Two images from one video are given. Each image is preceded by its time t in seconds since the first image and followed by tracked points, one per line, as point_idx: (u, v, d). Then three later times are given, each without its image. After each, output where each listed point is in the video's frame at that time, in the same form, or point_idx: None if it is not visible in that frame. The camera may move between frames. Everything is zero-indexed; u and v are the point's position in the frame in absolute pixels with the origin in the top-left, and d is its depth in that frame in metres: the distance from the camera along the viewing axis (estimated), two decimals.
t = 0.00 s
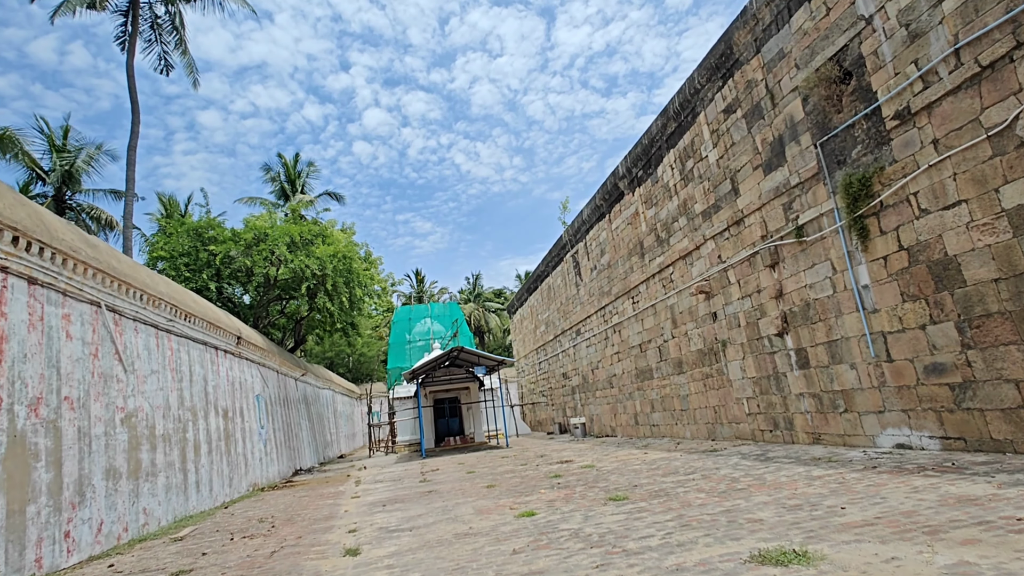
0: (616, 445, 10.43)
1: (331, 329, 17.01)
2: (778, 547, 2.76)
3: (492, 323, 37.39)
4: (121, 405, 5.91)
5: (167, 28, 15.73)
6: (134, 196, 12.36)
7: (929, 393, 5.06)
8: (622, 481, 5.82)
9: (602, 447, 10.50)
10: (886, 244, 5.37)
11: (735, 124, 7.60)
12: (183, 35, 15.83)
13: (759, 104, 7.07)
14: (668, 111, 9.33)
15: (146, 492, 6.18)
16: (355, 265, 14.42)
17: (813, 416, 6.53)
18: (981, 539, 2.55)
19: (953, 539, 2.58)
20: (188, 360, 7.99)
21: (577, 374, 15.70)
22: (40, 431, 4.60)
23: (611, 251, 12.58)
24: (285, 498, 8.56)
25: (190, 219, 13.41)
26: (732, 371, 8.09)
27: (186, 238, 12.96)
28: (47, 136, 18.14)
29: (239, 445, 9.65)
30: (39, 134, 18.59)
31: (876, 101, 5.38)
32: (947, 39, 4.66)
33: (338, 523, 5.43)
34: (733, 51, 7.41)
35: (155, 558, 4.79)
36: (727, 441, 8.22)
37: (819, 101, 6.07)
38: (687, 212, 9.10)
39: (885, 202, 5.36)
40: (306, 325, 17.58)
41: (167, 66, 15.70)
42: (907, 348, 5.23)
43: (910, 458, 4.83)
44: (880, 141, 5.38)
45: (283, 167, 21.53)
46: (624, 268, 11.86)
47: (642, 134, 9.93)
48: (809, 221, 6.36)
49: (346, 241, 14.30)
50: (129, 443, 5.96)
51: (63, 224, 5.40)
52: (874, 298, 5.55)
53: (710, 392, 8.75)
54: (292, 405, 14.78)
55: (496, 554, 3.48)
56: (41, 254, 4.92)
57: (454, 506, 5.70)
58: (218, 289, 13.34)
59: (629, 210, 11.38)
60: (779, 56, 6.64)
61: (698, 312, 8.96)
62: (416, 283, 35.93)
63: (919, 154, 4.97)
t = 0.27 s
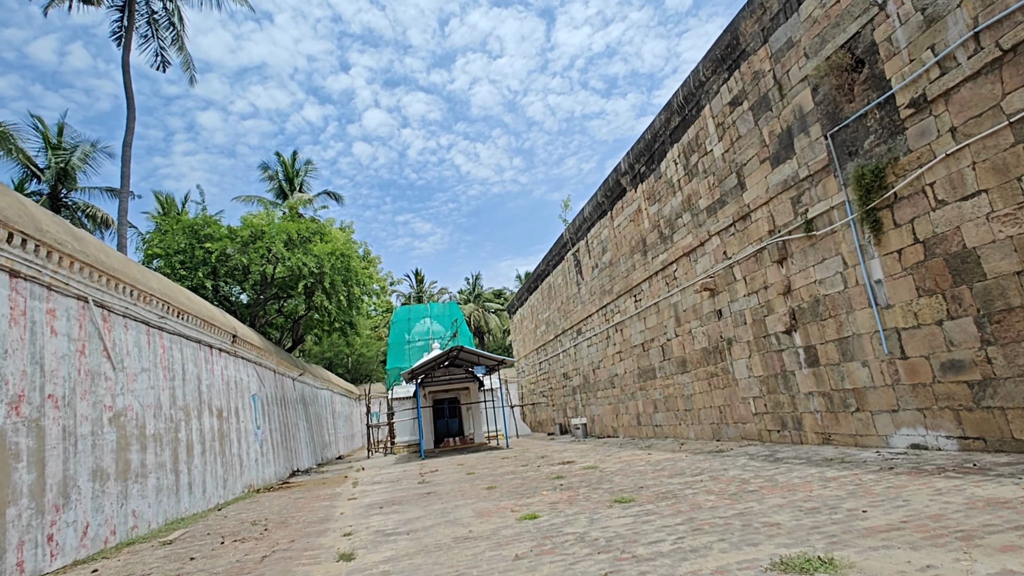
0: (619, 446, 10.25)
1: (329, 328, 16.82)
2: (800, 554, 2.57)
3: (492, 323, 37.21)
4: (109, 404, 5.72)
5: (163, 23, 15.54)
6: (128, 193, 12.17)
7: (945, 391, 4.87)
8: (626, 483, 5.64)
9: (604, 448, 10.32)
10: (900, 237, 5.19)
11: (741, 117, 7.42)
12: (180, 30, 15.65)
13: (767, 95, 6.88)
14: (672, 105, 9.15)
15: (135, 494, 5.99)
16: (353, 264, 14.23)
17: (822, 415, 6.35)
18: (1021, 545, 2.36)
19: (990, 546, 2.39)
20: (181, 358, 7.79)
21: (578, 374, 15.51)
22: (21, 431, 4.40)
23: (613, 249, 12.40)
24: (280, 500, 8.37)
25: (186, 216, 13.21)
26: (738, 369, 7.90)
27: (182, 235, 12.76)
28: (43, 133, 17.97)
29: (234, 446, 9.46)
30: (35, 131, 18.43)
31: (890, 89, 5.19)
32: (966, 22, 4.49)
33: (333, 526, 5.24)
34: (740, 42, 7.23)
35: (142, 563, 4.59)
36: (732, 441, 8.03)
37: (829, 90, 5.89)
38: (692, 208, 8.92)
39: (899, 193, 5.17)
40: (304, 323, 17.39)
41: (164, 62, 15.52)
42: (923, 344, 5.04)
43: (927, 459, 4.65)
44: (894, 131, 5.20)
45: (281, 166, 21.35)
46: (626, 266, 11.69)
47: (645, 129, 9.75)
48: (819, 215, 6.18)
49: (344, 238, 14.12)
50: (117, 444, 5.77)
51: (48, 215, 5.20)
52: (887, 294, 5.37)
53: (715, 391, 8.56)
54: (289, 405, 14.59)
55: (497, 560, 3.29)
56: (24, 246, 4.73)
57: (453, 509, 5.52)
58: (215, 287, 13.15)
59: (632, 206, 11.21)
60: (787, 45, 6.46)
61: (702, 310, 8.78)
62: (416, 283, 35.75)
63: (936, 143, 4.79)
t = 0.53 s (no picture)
0: (623, 446, 10.05)
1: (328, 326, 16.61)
2: (835, 565, 2.37)
3: (492, 322, 37.01)
4: (98, 403, 5.52)
5: (159, 17, 15.31)
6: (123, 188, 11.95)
7: (968, 390, 4.67)
8: (635, 485, 5.44)
9: (608, 447, 10.12)
10: (920, 229, 4.99)
11: (751, 108, 7.21)
12: (176, 24, 15.42)
13: (778, 85, 6.68)
14: (677, 98, 8.95)
15: (126, 496, 5.79)
16: (352, 261, 14.03)
17: (836, 415, 6.15)
18: None
19: None
20: (174, 356, 7.58)
21: (580, 372, 15.31)
22: (3, 431, 4.20)
23: (616, 246, 12.20)
24: (277, 502, 8.17)
25: (181, 212, 12.99)
26: (747, 368, 7.71)
27: (177, 232, 12.55)
28: (37, 129, 17.75)
29: (230, 446, 9.26)
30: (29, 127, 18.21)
31: (910, 75, 4.99)
32: (992, 4, 4.29)
33: (330, 530, 5.04)
34: (749, 30, 7.03)
35: (129, 569, 4.39)
36: (741, 441, 7.83)
37: (845, 78, 5.68)
38: (698, 202, 8.72)
39: (919, 184, 4.97)
40: (302, 322, 17.19)
41: (159, 56, 15.29)
42: (944, 341, 4.85)
43: (950, 460, 4.45)
44: (914, 119, 5.00)
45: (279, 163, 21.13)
46: (630, 263, 11.49)
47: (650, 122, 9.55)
48: (833, 208, 5.97)
49: (342, 235, 13.92)
50: (106, 444, 5.56)
51: (32, 206, 5.00)
52: (906, 288, 5.17)
53: (723, 390, 8.36)
54: (288, 405, 14.38)
55: (504, 569, 3.09)
56: (7, 237, 4.53)
57: (455, 511, 5.32)
58: (211, 284, 12.94)
59: (636, 202, 11.01)
60: (799, 33, 6.26)
61: (709, 307, 8.59)
62: (416, 282, 35.53)
63: (959, 131, 4.59)
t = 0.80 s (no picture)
0: (626, 446, 9.85)
1: (326, 325, 16.40)
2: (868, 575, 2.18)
3: (491, 322, 36.82)
4: (84, 400, 5.32)
5: (156, 10, 15.11)
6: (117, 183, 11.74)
7: (990, 389, 4.48)
8: (641, 486, 5.24)
9: (610, 448, 9.91)
10: (939, 222, 4.80)
11: (760, 99, 7.02)
12: (173, 18, 15.22)
13: (788, 75, 6.49)
14: (683, 91, 8.76)
15: (113, 496, 5.58)
16: (351, 258, 13.82)
17: (848, 414, 5.97)
18: None
19: None
20: (166, 353, 7.38)
21: (581, 372, 15.11)
22: None
23: (619, 243, 12.00)
24: (271, 502, 7.96)
25: (177, 207, 12.79)
26: (754, 366, 7.52)
27: (173, 227, 12.35)
28: (32, 124, 17.55)
29: (224, 445, 9.05)
30: (24, 122, 18.00)
31: (929, 61, 4.80)
32: None
33: (324, 533, 4.84)
34: (759, 20, 6.84)
35: (112, 573, 4.18)
36: (748, 442, 7.64)
37: (860, 66, 5.49)
38: (704, 198, 8.53)
39: (938, 174, 4.78)
40: (300, 320, 16.98)
41: (156, 50, 15.10)
42: (965, 338, 4.65)
43: (972, 462, 4.26)
44: (933, 106, 4.81)
45: (277, 160, 20.94)
46: (633, 260, 11.30)
47: (654, 116, 9.36)
48: (846, 200, 5.79)
49: (340, 232, 13.71)
50: (92, 443, 5.36)
51: (15, 194, 4.81)
52: (924, 283, 4.98)
53: (728, 389, 8.18)
54: (284, 404, 14.17)
55: None
56: None
57: (454, 513, 5.12)
58: (207, 281, 12.73)
59: (639, 198, 10.83)
60: (812, 21, 6.07)
61: (715, 304, 8.40)
62: (415, 281, 35.33)
63: (982, 118, 4.40)
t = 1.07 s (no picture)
0: (623, 453, 9.66)
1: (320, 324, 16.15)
2: None
3: (487, 324, 36.59)
4: (62, 397, 5.08)
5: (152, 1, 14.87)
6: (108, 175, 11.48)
7: (1007, 400, 4.32)
8: (643, 496, 5.04)
9: (607, 454, 9.71)
10: (955, 226, 4.64)
11: (767, 100, 6.86)
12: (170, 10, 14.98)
13: (797, 75, 6.34)
14: (687, 91, 8.60)
15: (91, 498, 5.34)
16: (346, 256, 13.60)
17: (855, 424, 5.79)
18: None
19: None
20: (152, 349, 7.14)
21: (578, 376, 14.92)
22: None
23: (619, 245, 11.82)
24: (258, 505, 7.71)
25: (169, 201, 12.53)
26: (757, 373, 7.34)
27: (164, 221, 12.09)
28: (24, 115, 17.26)
29: (212, 446, 8.80)
30: (16, 113, 17.70)
31: (947, 60, 4.65)
32: None
33: (311, 541, 4.62)
34: (768, 18, 6.68)
35: None
36: (749, 450, 7.45)
37: (874, 65, 5.33)
38: (707, 200, 8.36)
39: (955, 177, 4.62)
40: (293, 318, 16.73)
41: (152, 42, 14.85)
42: (981, 347, 4.49)
43: (990, 476, 4.08)
44: (951, 107, 4.66)
45: (273, 156, 20.69)
46: (633, 263, 11.13)
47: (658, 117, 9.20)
48: (857, 204, 5.62)
49: (336, 230, 13.49)
50: (70, 442, 5.12)
51: None
52: (938, 290, 4.81)
53: (730, 396, 8.00)
54: (275, 404, 13.90)
55: None
56: None
57: (447, 521, 4.91)
58: (198, 277, 12.47)
59: (640, 200, 10.66)
60: (823, 19, 5.92)
61: (717, 309, 8.22)
62: (411, 282, 35.08)
63: (1003, 118, 4.25)
